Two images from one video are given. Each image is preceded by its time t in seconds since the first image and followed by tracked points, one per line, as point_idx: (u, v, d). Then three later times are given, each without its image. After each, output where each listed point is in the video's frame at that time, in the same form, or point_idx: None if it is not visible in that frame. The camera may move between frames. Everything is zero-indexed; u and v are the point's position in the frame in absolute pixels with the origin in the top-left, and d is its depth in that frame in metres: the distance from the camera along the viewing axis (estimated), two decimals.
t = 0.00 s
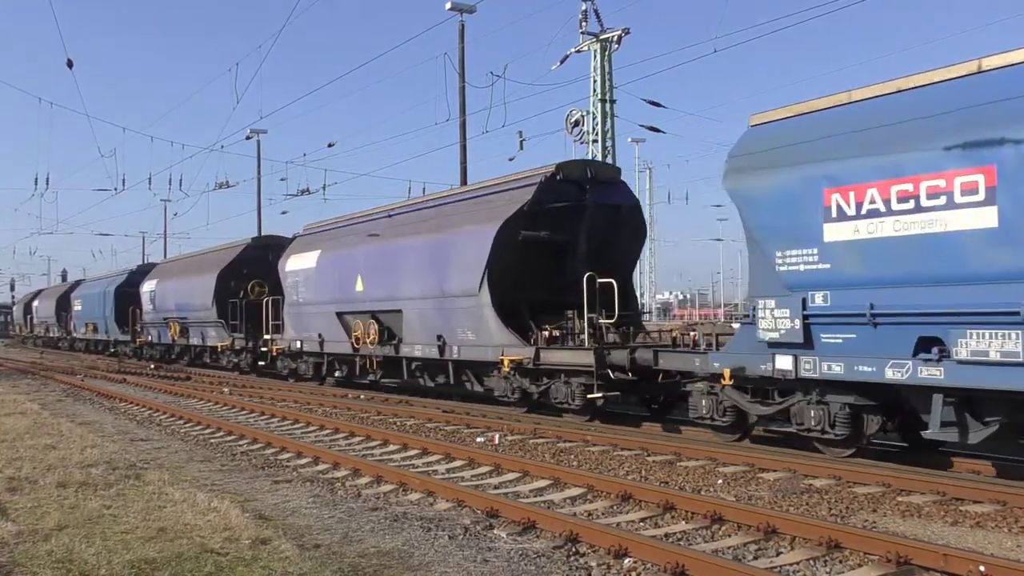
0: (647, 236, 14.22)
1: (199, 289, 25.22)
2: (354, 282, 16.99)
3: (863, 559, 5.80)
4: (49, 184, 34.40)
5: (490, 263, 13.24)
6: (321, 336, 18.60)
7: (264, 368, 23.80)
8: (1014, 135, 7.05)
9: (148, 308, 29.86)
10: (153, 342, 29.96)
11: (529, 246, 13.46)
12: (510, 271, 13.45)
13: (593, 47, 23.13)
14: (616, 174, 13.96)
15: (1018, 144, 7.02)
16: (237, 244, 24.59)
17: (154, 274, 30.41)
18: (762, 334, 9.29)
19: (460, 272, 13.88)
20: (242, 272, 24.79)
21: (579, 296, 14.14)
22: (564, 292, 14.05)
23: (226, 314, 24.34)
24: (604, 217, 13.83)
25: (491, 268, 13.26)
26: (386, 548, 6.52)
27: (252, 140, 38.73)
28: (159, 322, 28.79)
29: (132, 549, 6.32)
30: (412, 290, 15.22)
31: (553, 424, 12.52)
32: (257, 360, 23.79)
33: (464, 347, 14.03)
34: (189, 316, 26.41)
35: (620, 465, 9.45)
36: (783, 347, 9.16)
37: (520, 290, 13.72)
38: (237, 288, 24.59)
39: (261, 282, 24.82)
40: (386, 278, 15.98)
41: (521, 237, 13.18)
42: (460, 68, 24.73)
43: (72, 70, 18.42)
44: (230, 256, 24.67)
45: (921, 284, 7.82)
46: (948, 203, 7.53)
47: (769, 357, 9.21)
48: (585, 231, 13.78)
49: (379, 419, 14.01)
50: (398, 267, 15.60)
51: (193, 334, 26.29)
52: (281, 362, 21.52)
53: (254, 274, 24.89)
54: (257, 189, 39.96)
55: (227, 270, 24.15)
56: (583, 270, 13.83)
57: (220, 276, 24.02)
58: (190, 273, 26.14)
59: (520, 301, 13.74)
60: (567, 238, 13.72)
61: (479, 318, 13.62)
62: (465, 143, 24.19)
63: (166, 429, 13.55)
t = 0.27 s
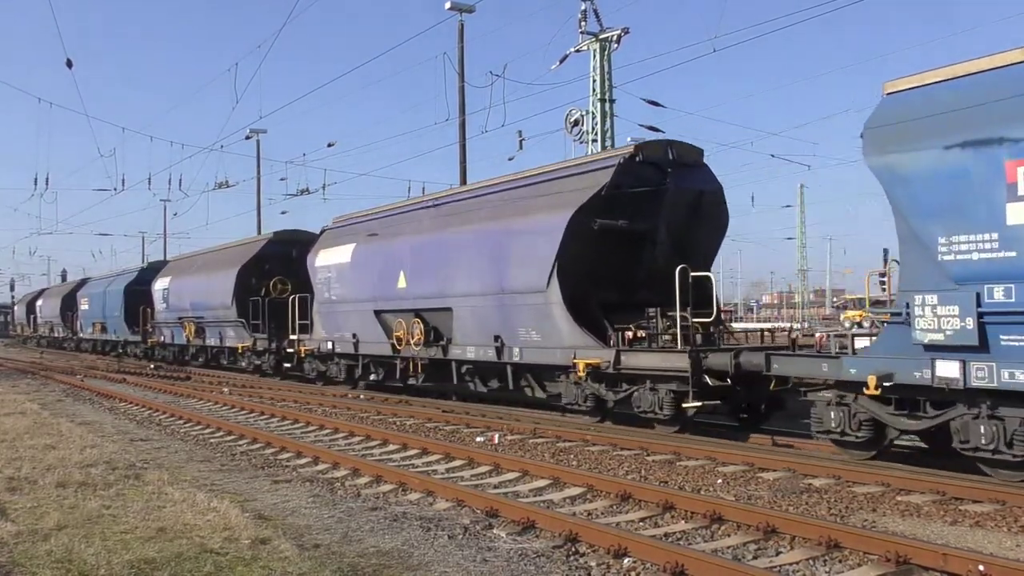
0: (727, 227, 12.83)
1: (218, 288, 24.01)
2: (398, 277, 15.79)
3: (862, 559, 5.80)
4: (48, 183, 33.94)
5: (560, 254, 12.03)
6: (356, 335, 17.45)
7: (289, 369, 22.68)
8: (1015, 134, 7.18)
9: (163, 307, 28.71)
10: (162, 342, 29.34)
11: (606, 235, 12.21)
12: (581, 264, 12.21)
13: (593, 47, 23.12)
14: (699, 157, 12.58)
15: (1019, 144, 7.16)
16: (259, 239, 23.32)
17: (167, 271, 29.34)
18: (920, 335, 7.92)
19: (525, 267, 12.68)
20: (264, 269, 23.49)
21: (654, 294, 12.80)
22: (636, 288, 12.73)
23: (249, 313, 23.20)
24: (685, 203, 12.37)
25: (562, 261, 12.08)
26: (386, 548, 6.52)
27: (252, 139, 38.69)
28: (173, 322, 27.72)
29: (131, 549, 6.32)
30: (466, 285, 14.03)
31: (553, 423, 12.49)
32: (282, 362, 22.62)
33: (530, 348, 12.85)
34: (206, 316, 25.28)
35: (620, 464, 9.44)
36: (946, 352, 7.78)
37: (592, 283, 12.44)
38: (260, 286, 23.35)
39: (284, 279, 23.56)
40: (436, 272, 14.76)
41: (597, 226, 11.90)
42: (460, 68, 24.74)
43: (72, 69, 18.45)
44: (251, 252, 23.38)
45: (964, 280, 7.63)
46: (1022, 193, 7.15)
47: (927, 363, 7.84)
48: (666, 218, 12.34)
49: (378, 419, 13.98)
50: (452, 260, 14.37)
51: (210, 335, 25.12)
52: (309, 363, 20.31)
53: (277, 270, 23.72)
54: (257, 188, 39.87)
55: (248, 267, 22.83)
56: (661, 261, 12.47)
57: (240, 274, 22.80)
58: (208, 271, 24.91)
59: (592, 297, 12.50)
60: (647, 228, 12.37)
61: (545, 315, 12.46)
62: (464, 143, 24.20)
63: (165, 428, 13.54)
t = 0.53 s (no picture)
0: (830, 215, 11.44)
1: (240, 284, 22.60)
2: (449, 272, 14.26)
3: (863, 559, 5.80)
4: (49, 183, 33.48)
5: (650, 244, 10.38)
6: (397, 336, 15.91)
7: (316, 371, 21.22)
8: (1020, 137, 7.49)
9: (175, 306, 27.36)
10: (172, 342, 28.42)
11: (702, 223, 10.53)
12: (674, 255, 10.62)
13: (593, 46, 23.13)
14: (805, 133, 11.04)
15: None
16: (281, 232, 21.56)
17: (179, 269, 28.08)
18: None
19: (606, 260, 11.10)
20: (289, 264, 21.70)
21: (743, 289, 11.39)
22: (729, 284, 11.22)
23: (273, 312, 21.53)
24: (787, 186, 10.88)
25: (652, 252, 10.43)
26: (386, 548, 6.51)
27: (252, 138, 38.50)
28: (187, 322, 26.44)
29: (131, 549, 6.31)
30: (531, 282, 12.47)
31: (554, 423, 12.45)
32: (309, 363, 21.15)
33: (611, 351, 11.32)
34: (223, 315, 23.92)
35: (620, 464, 9.42)
36: None
37: (685, 278, 10.86)
38: (284, 283, 21.68)
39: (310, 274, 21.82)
40: (495, 267, 13.16)
41: (694, 212, 10.29)
42: (460, 67, 24.75)
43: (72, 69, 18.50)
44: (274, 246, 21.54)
45: None
46: None
47: None
48: (768, 204, 10.84)
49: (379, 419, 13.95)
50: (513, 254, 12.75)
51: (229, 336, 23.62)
52: (342, 363, 18.66)
53: (302, 266, 21.89)
54: (258, 186, 39.74)
55: (275, 261, 21.44)
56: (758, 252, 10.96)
57: (266, 268, 21.41)
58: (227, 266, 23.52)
59: (683, 294, 10.91)
60: (748, 214, 10.78)
61: (631, 313, 10.90)
62: (464, 143, 24.20)
63: (165, 428, 13.50)
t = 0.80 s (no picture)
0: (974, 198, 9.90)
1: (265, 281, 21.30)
2: (517, 267, 12.85)
3: (862, 559, 5.80)
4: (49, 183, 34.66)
5: (775, 230, 9.03)
6: (451, 337, 14.47)
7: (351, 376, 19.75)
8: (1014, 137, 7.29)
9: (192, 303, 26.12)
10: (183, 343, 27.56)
11: (834, 206, 9.14)
12: (801, 243, 9.26)
13: (594, 46, 23.12)
14: (953, 103, 9.49)
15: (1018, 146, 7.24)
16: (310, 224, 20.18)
17: (195, 265, 26.98)
18: None
19: (721, 253, 9.68)
20: (321, 259, 20.28)
21: (879, 284, 9.91)
22: (856, 279, 9.76)
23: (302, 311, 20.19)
24: (937, 163, 9.33)
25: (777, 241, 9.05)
26: (386, 548, 6.51)
27: (252, 137, 38.30)
28: (205, 320, 25.27)
29: (131, 549, 6.30)
30: (622, 275, 11.07)
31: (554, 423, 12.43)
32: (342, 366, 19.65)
33: (720, 357, 9.87)
34: (245, 314, 22.66)
35: (620, 464, 9.42)
36: None
37: (811, 269, 9.45)
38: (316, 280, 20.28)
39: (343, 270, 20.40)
40: (575, 260, 11.76)
41: (830, 194, 8.87)
42: (460, 67, 24.74)
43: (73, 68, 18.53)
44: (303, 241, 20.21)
45: None
46: None
47: None
48: (914, 181, 9.34)
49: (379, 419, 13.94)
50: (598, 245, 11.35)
51: (254, 335, 22.38)
52: (385, 367, 17.32)
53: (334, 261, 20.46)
54: (258, 187, 39.69)
55: (304, 256, 20.10)
56: (899, 239, 9.47)
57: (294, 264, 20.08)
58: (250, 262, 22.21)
59: (810, 289, 9.48)
60: (890, 194, 9.29)
61: (749, 312, 9.43)
62: (465, 143, 24.20)
63: (166, 428, 13.49)
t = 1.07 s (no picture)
0: None
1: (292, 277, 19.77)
2: (587, 259, 11.17)
3: (862, 559, 5.80)
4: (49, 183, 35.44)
5: (940, 210, 7.34)
6: (511, 337, 12.67)
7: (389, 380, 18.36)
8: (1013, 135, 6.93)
9: (210, 301, 24.74)
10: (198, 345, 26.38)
11: (1006, 184, 7.64)
12: (965, 226, 7.65)
13: (593, 46, 23.12)
14: None
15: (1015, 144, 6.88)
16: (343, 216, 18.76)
17: (211, 261, 25.71)
18: None
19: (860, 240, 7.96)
20: (354, 254, 18.90)
21: None
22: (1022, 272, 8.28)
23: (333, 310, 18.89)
24: None
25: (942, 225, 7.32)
26: (386, 547, 6.51)
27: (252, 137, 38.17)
28: (223, 320, 23.85)
29: (131, 549, 6.30)
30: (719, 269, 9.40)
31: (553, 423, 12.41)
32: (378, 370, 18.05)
33: (862, 362, 8.13)
34: (270, 312, 21.19)
35: (620, 464, 9.42)
36: None
37: (975, 260, 7.89)
38: (348, 277, 18.83)
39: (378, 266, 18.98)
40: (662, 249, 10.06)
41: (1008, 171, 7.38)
42: (460, 67, 24.74)
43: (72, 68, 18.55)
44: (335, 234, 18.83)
45: None
46: None
47: None
48: None
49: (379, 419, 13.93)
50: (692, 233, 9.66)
51: (280, 335, 20.84)
52: (431, 371, 15.64)
53: (368, 256, 19.04)
54: (259, 187, 39.71)
55: (336, 250, 18.69)
56: None
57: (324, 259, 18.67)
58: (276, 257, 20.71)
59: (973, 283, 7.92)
60: None
61: (905, 310, 7.64)
62: (464, 143, 24.20)
63: (166, 428, 13.48)
